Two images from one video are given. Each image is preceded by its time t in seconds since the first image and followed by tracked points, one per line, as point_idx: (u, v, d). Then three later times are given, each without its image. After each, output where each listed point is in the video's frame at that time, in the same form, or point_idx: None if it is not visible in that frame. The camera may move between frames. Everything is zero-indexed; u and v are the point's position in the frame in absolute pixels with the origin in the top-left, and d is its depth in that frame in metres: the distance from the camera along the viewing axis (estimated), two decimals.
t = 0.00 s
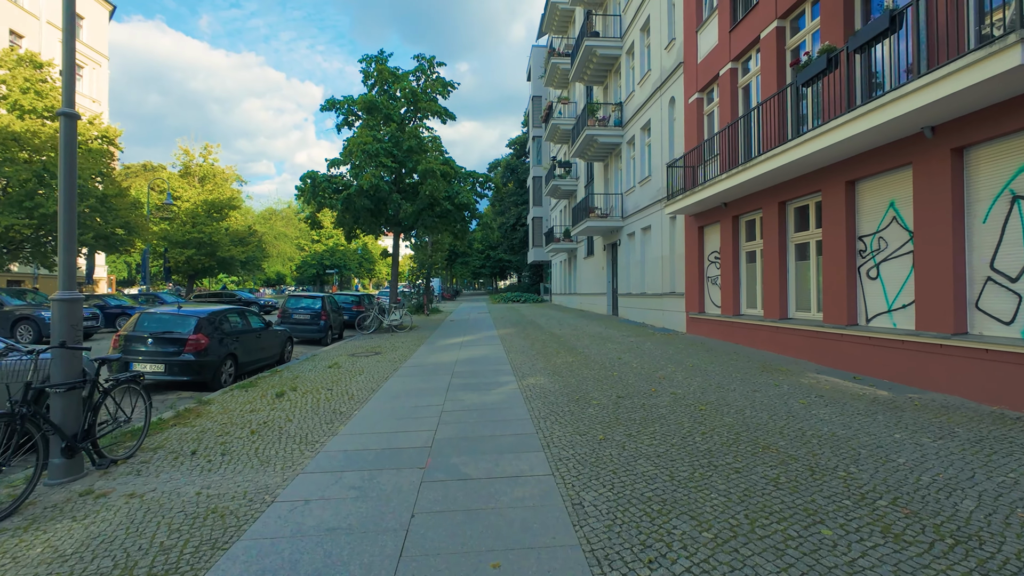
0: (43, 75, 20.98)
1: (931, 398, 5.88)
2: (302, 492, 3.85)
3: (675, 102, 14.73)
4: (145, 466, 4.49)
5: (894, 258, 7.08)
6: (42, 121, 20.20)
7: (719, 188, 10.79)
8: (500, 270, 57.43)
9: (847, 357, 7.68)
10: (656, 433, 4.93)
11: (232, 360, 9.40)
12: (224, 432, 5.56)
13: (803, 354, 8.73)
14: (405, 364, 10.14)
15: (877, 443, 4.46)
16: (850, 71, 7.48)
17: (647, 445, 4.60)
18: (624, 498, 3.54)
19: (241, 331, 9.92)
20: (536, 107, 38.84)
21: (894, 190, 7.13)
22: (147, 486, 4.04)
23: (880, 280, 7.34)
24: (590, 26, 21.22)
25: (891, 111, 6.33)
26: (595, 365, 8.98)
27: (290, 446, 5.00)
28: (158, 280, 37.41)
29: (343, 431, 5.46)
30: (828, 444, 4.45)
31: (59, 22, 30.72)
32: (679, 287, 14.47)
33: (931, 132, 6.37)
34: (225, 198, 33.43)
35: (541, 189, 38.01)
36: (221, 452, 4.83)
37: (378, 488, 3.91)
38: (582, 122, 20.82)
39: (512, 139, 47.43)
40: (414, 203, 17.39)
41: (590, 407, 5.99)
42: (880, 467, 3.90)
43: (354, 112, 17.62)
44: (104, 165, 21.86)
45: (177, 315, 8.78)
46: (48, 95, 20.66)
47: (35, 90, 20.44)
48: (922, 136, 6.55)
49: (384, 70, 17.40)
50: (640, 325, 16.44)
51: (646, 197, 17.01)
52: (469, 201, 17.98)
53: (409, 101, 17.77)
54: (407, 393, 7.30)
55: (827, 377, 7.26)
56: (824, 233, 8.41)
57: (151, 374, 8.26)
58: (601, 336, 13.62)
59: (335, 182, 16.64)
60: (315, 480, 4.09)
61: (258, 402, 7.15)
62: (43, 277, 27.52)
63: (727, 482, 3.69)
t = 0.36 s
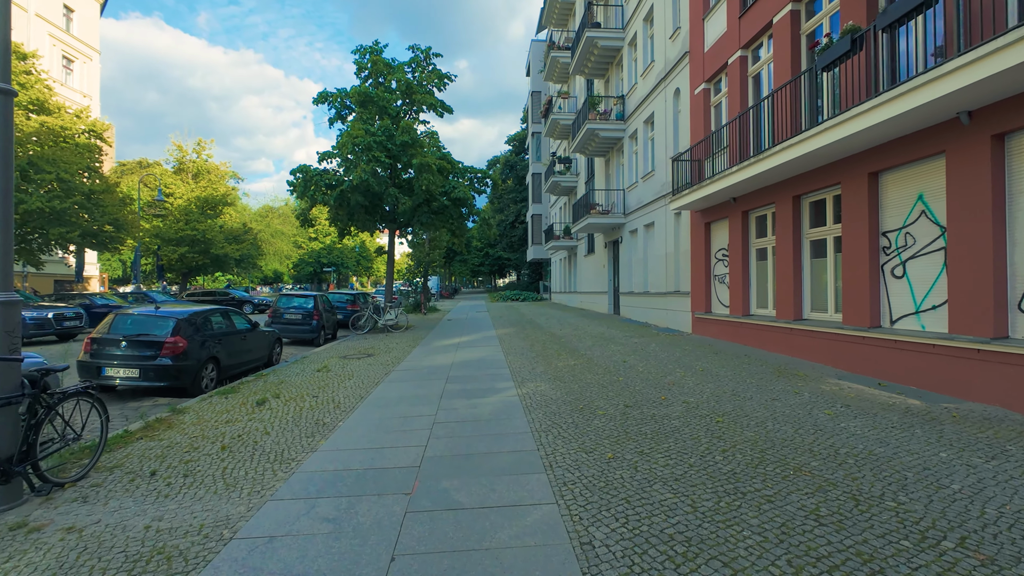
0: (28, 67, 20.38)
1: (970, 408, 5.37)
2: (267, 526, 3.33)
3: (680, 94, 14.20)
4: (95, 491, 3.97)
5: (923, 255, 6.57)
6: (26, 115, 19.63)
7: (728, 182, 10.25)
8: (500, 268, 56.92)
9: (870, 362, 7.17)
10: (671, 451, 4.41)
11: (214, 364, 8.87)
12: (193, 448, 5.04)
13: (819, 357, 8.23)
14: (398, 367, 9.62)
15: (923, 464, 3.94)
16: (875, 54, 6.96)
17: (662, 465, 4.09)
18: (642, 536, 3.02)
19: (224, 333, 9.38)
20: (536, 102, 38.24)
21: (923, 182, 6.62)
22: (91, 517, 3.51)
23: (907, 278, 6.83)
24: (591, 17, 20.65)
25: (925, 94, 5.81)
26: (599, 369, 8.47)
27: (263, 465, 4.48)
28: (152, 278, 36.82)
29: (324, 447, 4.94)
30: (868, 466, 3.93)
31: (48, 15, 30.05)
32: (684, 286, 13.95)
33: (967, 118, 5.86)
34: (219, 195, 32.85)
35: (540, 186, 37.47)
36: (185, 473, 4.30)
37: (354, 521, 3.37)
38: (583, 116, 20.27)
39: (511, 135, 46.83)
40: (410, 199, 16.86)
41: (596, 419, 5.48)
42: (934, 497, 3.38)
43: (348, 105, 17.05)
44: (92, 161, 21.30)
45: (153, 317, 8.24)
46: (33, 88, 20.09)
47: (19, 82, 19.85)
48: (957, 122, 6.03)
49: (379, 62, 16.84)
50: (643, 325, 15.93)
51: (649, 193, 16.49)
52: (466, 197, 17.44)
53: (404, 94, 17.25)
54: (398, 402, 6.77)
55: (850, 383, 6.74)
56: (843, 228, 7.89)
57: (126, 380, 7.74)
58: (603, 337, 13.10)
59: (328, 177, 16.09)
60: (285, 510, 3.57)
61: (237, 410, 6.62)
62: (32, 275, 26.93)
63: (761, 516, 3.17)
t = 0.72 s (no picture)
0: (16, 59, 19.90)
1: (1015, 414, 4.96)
2: (244, 556, 2.91)
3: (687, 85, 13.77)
4: (53, 511, 3.54)
5: (957, 249, 6.17)
6: (15, 108, 19.19)
7: (741, 174, 9.82)
8: (500, 266, 56.50)
9: (896, 363, 6.76)
10: (696, 464, 3.99)
11: (202, 365, 8.43)
12: (170, 458, 4.62)
13: (840, 357, 7.82)
14: (396, 368, 9.21)
15: (980, 479, 3.53)
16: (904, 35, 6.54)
17: (688, 481, 3.67)
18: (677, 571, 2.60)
19: (213, 332, 8.95)
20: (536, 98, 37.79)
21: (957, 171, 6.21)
22: (44, 544, 3.08)
23: (938, 274, 6.43)
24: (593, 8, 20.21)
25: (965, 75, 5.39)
26: (607, 370, 8.06)
27: (245, 479, 4.06)
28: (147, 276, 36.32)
29: (313, 458, 4.50)
30: (920, 483, 3.52)
31: (40, 8, 29.52)
32: (691, 283, 13.54)
33: (1009, 100, 5.45)
34: (215, 191, 32.40)
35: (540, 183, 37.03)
36: (158, 488, 3.88)
37: (343, 549, 2.95)
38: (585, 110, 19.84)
39: (511, 132, 46.39)
40: (408, 194, 16.44)
41: (609, 426, 5.07)
42: (1003, 520, 2.97)
43: (344, 98, 16.61)
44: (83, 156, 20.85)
45: (137, 316, 7.80)
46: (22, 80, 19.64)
47: (7, 75, 19.39)
48: (997, 105, 5.62)
49: (376, 53, 16.40)
50: (648, 323, 15.52)
51: (654, 188, 16.06)
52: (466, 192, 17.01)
53: (402, 86, 16.81)
54: (396, 406, 6.36)
55: (878, 386, 6.33)
56: (865, 221, 7.47)
57: (107, 382, 7.31)
58: (608, 336, 12.69)
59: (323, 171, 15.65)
60: (265, 535, 3.15)
61: (224, 415, 6.20)
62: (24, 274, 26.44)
63: (813, 545, 2.76)
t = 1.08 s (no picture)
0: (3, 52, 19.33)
1: None
2: None
3: (696, 77, 13.28)
4: None
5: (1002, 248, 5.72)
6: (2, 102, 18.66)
7: (757, 169, 9.33)
8: (499, 264, 56.03)
9: (932, 370, 6.30)
10: (735, 493, 3.52)
11: (188, 371, 7.94)
12: (143, 481, 4.14)
13: (866, 363, 7.36)
14: (394, 372, 8.75)
15: None
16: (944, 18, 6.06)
17: (730, 516, 3.19)
18: None
19: (200, 336, 8.46)
20: (536, 95, 37.31)
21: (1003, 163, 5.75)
22: None
23: (980, 274, 5.98)
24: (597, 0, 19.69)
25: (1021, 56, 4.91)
26: (618, 376, 7.59)
27: (222, 510, 3.57)
28: (142, 275, 35.80)
29: (299, 482, 4.02)
30: (996, 518, 3.06)
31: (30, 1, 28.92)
32: (700, 283, 13.08)
33: None
34: (210, 188, 31.87)
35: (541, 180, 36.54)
36: (123, 522, 3.40)
37: None
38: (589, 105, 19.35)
39: (511, 129, 45.87)
40: (407, 191, 15.96)
41: (629, 444, 4.60)
42: None
43: (341, 91, 16.11)
44: (73, 152, 20.34)
45: (117, 320, 7.32)
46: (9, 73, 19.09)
47: None
48: None
49: (373, 45, 15.90)
50: (655, 324, 15.06)
51: (661, 185, 15.58)
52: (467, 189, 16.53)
53: (400, 80, 16.32)
54: (393, 417, 5.88)
55: (915, 396, 5.88)
56: (896, 219, 7.01)
57: (85, 390, 6.83)
58: (615, 338, 12.23)
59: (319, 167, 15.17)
60: None
61: (208, 428, 5.72)
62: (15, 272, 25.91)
63: None
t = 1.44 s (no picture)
0: None
1: None
2: None
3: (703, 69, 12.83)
4: None
5: None
6: None
7: (770, 162, 8.89)
8: (499, 263, 55.62)
9: (964, 375, 5.88)
10: (769, 520, 3.08)
11: (169, 374, 7.49)
12: (98, 503, 3.69)
13: (889, 366, 6.93)
14: (389, 376, 8.31)
15: None
16: None
17: (767, 550, 2.75)
18: None
19: (183, 337, 8.01)
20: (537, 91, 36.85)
21: None
22: None
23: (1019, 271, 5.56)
24: None
25: None
26: (624, 380, 7.17)
27: (180, 540, 3.12)
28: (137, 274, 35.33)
29: (273, 504, 3.57)
30: None
31: None
32: (707, 281, 12.66)
33: None
34: (205, 186, 31.41)
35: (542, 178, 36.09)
36: (65, 555, 2.95)
37: None
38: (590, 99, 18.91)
39: (511, 126, 45.43)
40: (404, 187, 15.53)
41: (642, 459, 4.17)
42: None
43: (336, 85, 15.65)
44: (63, 148, 19.91)
45: (92, 320, 6.88)
46: None
47: None
48: None
49: (368, 37, 15.44)
50: (660, 324, 14.64)
51: (665, 181, 15.15)
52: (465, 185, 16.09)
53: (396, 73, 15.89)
54: (385, 426, 5.44)
55: (948, 402, 5.45)
56: (923, 214, 6.58)
57: (56, 396, 6.38)
58: (619, 338, 11.81)
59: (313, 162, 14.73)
60: None
61: (184, 438, 5.28)
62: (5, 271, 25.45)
63: None
